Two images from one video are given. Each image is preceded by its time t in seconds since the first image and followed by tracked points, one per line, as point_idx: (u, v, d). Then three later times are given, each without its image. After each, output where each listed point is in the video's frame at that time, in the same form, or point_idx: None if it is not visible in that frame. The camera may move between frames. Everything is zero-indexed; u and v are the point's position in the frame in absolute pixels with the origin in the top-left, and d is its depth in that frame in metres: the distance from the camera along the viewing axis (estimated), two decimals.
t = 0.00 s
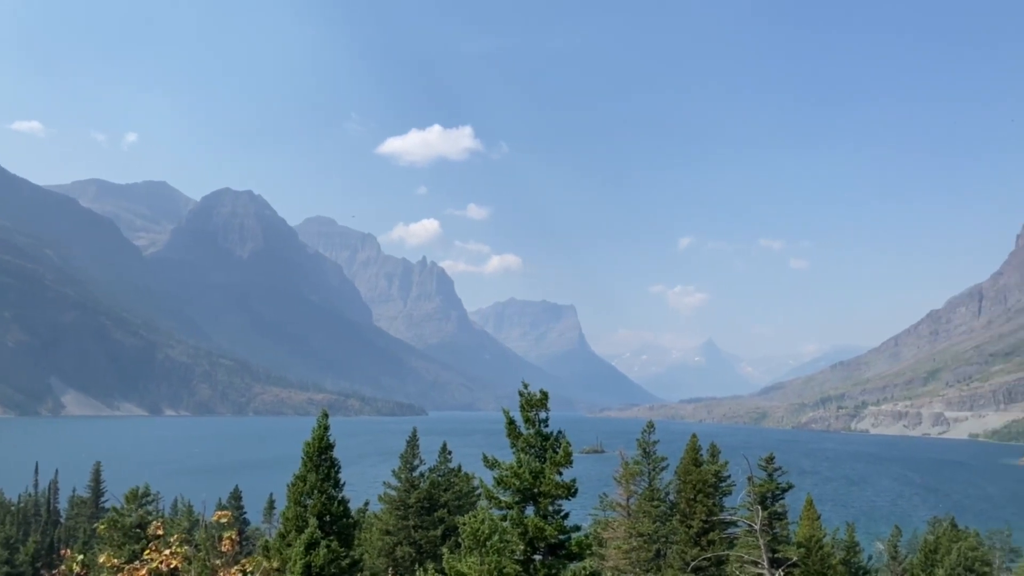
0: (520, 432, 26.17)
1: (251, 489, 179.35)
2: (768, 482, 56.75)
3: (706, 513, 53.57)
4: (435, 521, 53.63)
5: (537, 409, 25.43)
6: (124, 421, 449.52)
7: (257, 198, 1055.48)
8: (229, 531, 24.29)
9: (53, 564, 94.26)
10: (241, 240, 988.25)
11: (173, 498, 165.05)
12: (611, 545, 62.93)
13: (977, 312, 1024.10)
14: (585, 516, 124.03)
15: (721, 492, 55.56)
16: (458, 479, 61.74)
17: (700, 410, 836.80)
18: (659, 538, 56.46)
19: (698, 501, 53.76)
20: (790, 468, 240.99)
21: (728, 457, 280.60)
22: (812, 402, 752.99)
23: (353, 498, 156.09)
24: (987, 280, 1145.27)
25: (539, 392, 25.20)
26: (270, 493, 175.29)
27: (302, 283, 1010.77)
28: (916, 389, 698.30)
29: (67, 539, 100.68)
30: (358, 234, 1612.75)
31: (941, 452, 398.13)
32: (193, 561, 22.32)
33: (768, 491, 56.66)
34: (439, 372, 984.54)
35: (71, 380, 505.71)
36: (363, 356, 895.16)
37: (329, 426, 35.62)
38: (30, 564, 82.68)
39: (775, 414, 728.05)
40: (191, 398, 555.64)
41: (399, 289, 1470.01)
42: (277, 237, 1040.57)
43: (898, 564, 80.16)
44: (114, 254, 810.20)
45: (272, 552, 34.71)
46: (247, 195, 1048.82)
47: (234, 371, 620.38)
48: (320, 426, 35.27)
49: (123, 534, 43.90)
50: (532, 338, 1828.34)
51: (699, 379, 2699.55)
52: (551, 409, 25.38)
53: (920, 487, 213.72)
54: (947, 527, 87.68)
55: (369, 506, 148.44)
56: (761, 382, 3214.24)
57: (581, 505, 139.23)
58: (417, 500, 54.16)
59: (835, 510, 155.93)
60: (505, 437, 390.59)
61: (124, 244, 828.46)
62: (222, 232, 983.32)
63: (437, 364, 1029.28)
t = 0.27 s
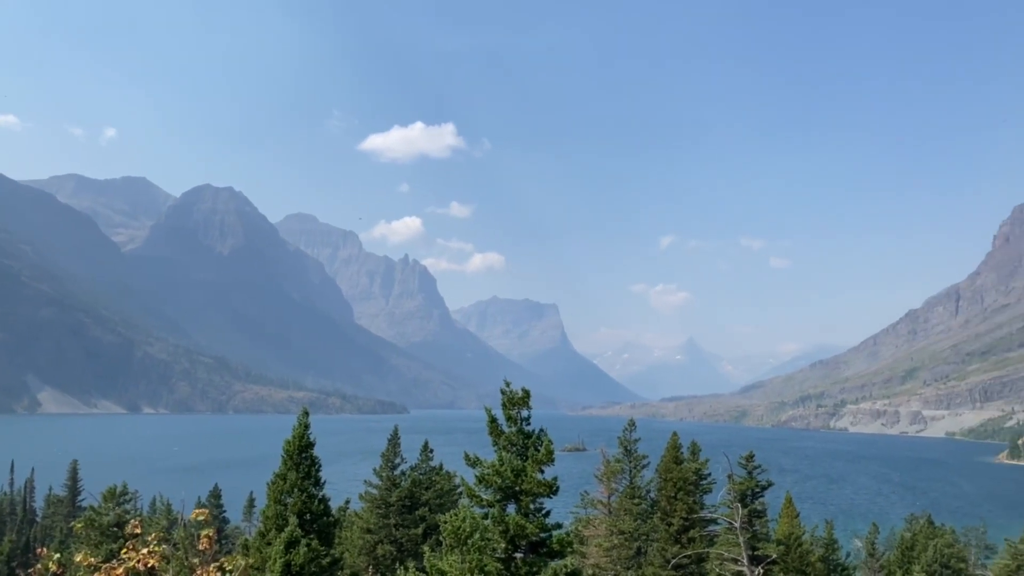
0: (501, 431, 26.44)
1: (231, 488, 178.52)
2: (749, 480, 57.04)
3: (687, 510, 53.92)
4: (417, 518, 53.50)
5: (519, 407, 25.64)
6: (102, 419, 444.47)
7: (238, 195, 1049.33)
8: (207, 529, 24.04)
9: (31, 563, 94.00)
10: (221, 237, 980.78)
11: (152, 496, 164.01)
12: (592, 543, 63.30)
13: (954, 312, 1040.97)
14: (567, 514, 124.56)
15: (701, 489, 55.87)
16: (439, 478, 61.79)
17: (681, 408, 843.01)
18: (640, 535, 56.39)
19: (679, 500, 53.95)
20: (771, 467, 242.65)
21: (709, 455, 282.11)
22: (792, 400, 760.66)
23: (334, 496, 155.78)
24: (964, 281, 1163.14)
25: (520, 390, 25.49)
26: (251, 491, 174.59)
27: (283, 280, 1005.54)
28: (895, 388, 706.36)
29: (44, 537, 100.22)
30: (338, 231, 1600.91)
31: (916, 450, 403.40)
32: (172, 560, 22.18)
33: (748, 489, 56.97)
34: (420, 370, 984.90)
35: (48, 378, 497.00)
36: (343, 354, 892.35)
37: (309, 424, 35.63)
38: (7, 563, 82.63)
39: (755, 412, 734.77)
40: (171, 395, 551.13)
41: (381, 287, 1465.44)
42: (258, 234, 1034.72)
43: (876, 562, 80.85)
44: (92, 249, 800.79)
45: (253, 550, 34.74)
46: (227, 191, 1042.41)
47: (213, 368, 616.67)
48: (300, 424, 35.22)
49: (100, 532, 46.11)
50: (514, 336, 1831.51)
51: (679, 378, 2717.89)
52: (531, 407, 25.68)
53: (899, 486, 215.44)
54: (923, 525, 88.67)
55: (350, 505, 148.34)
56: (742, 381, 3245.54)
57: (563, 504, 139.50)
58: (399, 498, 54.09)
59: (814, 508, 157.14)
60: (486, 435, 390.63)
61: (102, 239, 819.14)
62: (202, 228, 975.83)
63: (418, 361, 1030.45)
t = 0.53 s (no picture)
0: (483, 428, 26.57)
1: (211, 486, 177.76)
2: (728, 478, 57.30)
3: (666, 507, 54.09)
4: (397, 516, 53.39)
5: (500, 405, 26.00)
6: (79, 417, 439.37)
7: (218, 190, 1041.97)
8: (183, 525, 23.81)
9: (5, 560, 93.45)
10: (201, 233, 973.09)
11: (130, 494, 162.78)
12: (573, 540, 63.72)
13: (931, 311, 1058.46)
14: (548, 510, 125.55)
15: (681, 486, 56.24)
16: (419, 475, 62.25)
17: (661, 406, 850.26)
18: (620, 532, 56.26)
19: (659, 497, 54.18)
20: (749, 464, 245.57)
21: (688, 452, 284.50)
22: (772, 398, 769.03)
23: (314, 493, 155.73)
24: (940, 280, 1182.72)
25: (501, 387, 25.78)
26: (230, 489, 173.70)
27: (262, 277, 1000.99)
28: (873, 386, 716.24)
29: (19, 536, 99.47)
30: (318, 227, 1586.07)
31: (892, 447, 408.62)
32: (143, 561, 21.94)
33: (727, 486, 57.32)
34: (401, 368, 987.18)
35: (26, 375, 486.43)
36: (323, 352, 891.27)
37: (289, 422, 35.83)
38: None
39: (734, 410, 742.34)
40: (149, 392, 546.56)
41: (362, 284, 1461.68)
42: (237, 230, 1028.64)
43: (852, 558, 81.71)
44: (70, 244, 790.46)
45: (232, 548, 34.70)
46: (207, 186, 1036.18)
47: (192, 365, 612.68)
48: (281, 421, 35.42)
49: (76, 530, 46.53)
50: (495, 334, 1826.53)
51: (659, 375, 2739.73)
52: (513, 405, 26.01)
53: (877, 483, 217.37)
54: (898, 522, 89.76)
55: (331, 502, 148.45)
56: (722, 378, 3282.65)
57: (544, 501, 139.65)
58: (380, 496, 54.12)
59: (793, 505, 158.14)
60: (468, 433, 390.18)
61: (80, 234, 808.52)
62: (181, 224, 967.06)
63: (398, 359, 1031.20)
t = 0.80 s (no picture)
0: (463, 426, 26.87)
1: (189, 484, 176.50)
2: (708, 474, 57.38)
3: (646, 503, 54.20)
4: (377, 514, 53.39)
5: (482, 402, 26.15)
6: (56, 414, 433.87)
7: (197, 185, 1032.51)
8: (162, 525, 23.54)
9: None
10: (180, 228, 965.15)
11: (106, 492, 161.17)
12: (553, 536, 63.97)
13: (908, 310, 1072.36)
14: (528, 507, 126.04)
15: (661, 483, 56.35)
16: (400, 473, 62.24)
17: (642, 403, 856.68)
18: (600, 529, 56.33)
19: (639, 493, 54.21)
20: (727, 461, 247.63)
21: (668, 449, 286.30)
22: (752, 395, 777.63)
23: (293, 491, 155.09)
24: (917, 279, 1202.04)
25: (484, 385, 25.93)
26: (208, 487, 172.58)
27: (242, 274, 994.53)
28: (850, 384, 724.71)
29: None
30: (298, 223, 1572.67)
31: (869, 444, 414.38)
32: (123, 556, 21.84)
33: (707, 482, 57.51)
34: (381, 365, 988.85)
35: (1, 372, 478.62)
36: (303, 349, 888.66)
37: (269, 419, 35.88)
38: None
39: (714, 407, 750.04)
40: (127, 388, 541.16)
41: (342, 281, 1455.59)
42: (216, 226, 1020.48)
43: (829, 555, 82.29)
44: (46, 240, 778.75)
45: (210, 546, 34.57)
46: (186, 181, 1026.19)
47: (171, 362, 608.34)
48: (260, 418, 35.49)
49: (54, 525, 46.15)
50: (476, 331, 1824.48)
51: (640, 372, 2759.53)
52: (494, 403, 26.23)
53: (853, 479, 220.05)
54: (875, 518, 90.67)
55: (310, 499, 148.31)
56: (702, 375, 3312.74)
57: (524, 498, 139.96)
58: (360, 493, 54.04)
59: (771, 502, 159.51)
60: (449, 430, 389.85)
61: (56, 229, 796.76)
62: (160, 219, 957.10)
63: (379, 355, 1031.20)
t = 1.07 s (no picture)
0: (444, 424, 27.07)
1: (167, 481, 175.12)
2: (687, 471, 57.62)
3: (626, 500, 54.30)
4: (357, 511, 53.22)
5: (463, 399, 26.33)
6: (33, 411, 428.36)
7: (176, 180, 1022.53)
8: (139, 523, 23.28)
9: None
10: (158, 222, 954.34)
11: (82, 490, 159.37)
12: (534, 533, 64.37)
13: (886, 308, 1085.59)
14: (509, 504, 126.54)
15: (641, 479, 56.68)
16: (381, 470, 62.06)
17: (623, 400, 862.66)
18: (580, 526, 56.61)
19: (618, 489, 54.51)
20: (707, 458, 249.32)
21: (649, 446, 287.76)
22: (731, 392, 785.60)
23: (274, 489, 154.40)
24: (895, 278, 1219.33)
25: (464, 382, 26.20)
26: (187, 484, 171.33)
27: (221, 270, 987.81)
28: (829, 381, 733.23)
29: None
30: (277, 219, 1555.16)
31: (847, 441, 419.52)
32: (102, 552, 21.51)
33: (688, 479, 57.55)
34: (362, 361, 988.27)
35: None
36: (284, 346, 886.24)
37: (248, 415, 35.82)
38: None
39: (694, 404, 757.27)
40: (104, 385, 535.48)
41: (323, 277, 1449.55)
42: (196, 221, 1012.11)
43: (807, 550, 83.45)
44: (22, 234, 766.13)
45: (187, 544, 34.39)
46: (165, 176, 1015.75)
47: (150, 358, 603.74)
48: (239, 414, 35.38)
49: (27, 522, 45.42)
50: (457, 328, 1824.41)
51: (621, 369, 2778.23)
52: (475, 399, 26.42)
53: (830, 476, 222.63)
54: (849, 513, 91.97)
55: (291, 496, 147.83)
56: (683, 372, 3340.19)
57: (505, 494, 140.40)
58: (339, 490, 53.73)
59: (749, 498, 160.88)
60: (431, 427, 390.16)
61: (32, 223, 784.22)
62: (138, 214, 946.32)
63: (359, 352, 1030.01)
